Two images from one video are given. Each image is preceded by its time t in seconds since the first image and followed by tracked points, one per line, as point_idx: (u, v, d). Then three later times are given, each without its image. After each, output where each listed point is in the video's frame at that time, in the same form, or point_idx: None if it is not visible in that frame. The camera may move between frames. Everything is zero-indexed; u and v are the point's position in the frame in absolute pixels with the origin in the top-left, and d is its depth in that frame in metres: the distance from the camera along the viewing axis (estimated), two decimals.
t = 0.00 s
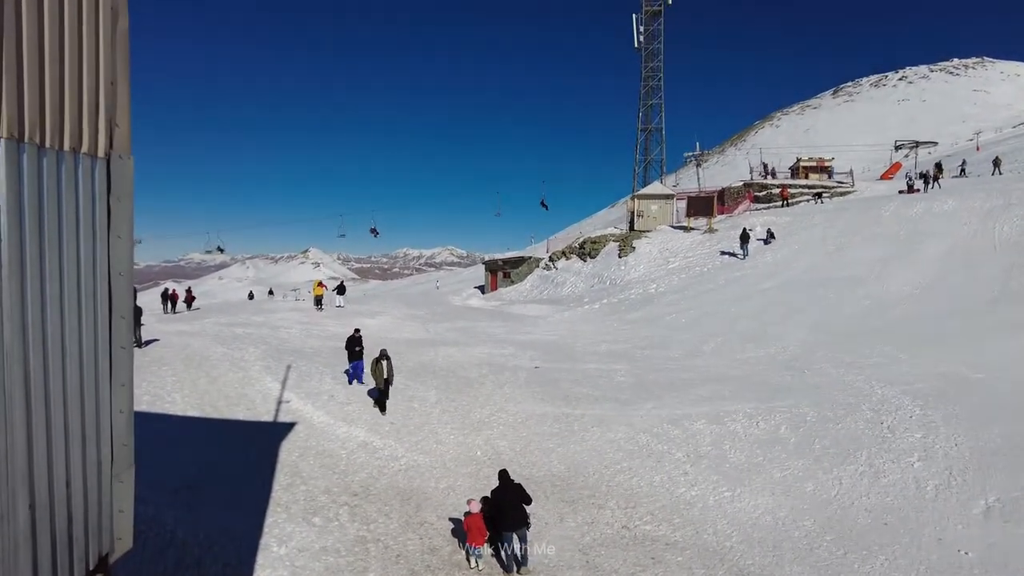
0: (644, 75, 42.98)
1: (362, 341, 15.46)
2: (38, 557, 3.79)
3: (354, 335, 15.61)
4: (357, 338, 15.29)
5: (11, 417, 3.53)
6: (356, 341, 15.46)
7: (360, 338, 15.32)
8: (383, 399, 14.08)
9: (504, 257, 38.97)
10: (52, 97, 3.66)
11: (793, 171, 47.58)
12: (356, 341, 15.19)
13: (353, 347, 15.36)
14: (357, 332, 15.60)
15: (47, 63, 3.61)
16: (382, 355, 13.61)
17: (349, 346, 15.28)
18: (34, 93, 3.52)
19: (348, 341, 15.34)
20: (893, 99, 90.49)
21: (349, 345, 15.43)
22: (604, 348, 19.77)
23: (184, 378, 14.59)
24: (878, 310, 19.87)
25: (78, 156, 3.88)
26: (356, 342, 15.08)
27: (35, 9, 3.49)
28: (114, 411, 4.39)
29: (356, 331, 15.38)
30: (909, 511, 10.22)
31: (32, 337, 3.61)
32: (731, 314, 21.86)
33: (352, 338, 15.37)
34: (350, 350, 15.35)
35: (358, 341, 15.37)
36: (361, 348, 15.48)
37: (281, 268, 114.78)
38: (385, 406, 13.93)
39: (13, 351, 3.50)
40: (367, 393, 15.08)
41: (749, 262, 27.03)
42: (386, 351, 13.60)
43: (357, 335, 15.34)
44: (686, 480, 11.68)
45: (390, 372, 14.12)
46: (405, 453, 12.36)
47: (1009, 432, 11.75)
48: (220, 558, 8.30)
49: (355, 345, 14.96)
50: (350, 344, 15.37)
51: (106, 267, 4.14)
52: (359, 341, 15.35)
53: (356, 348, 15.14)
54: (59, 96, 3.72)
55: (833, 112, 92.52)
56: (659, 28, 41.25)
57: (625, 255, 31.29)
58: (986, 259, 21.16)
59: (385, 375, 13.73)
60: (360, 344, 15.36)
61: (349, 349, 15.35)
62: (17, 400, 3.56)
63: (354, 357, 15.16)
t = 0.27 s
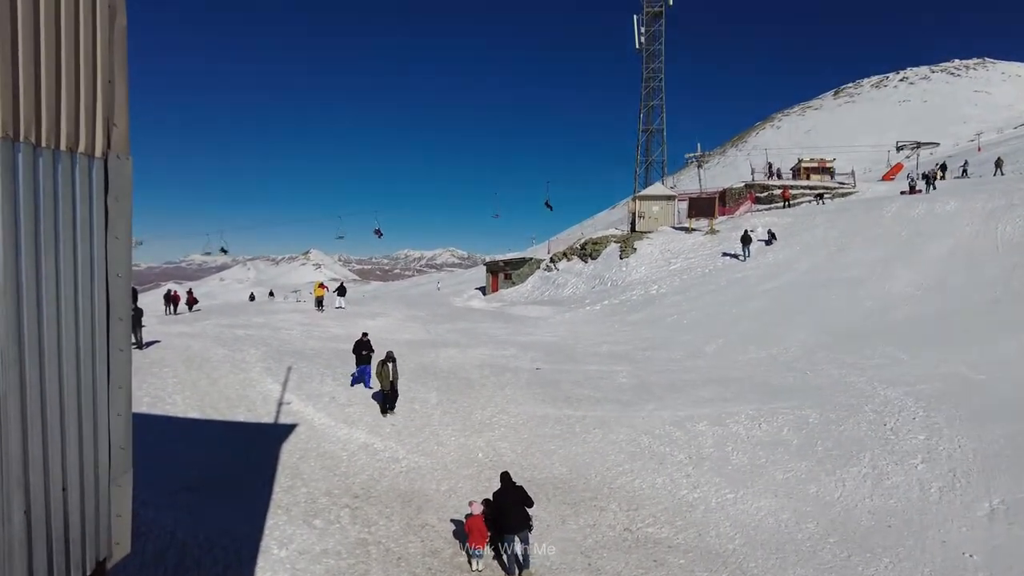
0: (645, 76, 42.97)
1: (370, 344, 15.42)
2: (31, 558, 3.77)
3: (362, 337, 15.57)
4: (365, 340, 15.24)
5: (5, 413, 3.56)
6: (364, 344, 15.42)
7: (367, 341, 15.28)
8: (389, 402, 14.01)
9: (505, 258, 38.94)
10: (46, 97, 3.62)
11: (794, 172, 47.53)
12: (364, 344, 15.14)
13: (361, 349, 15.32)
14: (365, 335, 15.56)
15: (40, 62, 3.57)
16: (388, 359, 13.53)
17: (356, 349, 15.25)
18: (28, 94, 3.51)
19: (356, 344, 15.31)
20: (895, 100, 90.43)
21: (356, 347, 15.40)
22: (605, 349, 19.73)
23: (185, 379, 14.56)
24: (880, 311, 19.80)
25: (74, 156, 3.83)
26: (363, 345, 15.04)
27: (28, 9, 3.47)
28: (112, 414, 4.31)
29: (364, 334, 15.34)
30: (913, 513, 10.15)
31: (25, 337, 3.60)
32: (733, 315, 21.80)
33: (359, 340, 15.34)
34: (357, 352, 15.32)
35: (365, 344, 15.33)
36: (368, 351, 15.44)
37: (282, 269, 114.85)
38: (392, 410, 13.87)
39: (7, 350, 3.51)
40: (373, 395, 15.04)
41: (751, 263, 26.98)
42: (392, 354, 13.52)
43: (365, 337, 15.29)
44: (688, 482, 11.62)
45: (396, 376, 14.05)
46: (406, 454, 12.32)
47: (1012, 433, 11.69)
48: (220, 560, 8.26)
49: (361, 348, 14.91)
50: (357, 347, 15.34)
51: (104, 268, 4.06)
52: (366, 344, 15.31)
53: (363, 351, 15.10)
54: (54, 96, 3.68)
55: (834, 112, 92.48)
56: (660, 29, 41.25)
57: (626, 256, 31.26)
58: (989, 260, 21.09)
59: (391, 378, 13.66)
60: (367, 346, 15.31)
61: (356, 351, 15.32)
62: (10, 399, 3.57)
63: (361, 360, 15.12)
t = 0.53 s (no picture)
0: (646, 77, 42.97)
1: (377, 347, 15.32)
2: (29, 564, 3.74)
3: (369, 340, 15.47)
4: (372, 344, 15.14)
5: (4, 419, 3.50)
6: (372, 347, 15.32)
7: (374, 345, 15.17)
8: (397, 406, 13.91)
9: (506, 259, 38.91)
10: (45, 97, 3.62)
11: (795, 173, 47.50)
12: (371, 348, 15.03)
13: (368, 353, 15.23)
14: (372, 338, 15.47)
15: (40, 63, 3.57)
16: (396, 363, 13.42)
17: (363, 352, 15.15)
18: (27, 93, 3.48)
19: (362, 347, 15.21)
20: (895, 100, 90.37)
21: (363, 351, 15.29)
22: (606, 351, 19.69)
23: (185, 381, 14.55)
24: (882, 312, 19.76)
25: (72, 158, 3.83)
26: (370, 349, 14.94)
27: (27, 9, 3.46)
28: (110, 417, 4.34)
29: (371, 337, 15.24)
30: (915, 515, 10.11)
31: (23, 341, 3.57)
32: (734, 317, 21.76)
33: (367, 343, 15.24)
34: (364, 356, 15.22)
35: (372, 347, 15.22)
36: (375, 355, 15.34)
37: (283, 271, 114.85)
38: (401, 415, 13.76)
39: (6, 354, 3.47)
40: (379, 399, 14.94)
41: (752, 265, 26.94)
42: (401, 358, 13.41)
43: (372, 341, 15.19)
44: (690, 484, 11.59)
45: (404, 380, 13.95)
46: (407, 456, 12.30)
47: (1015, 435, 11.64)
48: (220, 562, 8.24)
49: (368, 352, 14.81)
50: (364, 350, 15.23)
51: (102, 270, 4.09)
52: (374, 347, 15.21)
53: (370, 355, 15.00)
54: (53, 96, 3.69)
55: (835, 113, 92.41)
56: (661, 30, 41.24)
57: (627, 257, 31.23)
58: (990, 260, 21.05)
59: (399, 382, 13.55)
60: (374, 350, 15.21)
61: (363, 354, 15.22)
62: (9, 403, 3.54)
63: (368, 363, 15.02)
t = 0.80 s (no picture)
0: (648, 79, 42.97)
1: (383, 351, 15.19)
2: (22, 568, 3.74)
3: (374, 344, 15.32)
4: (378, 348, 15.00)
5: None
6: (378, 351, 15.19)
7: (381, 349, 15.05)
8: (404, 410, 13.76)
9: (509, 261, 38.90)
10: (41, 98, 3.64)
11: (798, 174, 47.41)
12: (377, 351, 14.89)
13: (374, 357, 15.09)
14: (377, 342, 15.34)
15: (36, 65, 3.60)
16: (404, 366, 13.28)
17: (370, 356, 15.01)
18: (20, 95, 3.48)
19: (368, 351, 15.07)
20: (898, 101, 90.17)
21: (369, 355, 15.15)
22: (609, 353, 19.65)
23: (187, 383, 14.57)
24: (885, 313, 19.69)
25: (68, 160, 3.83)
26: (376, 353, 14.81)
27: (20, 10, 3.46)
28: (107, 420, 4.35)
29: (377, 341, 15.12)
30: (918, 518, 10.06)
31: (16, 344, 3.56)
32: (737, 318, 21.71)
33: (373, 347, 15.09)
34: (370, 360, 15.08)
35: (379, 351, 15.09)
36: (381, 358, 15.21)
37: (286, 273, 115.02)
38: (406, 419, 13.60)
39: None
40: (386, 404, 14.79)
41: (754, 266, 26.88)
42: (409, 361, 13.27)
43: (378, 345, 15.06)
44: (692, 486, 11.56)
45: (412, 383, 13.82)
46: (408, 458, 12.29)
47: (1019, 437, 11.57)
48: (221, 565, 8.24)
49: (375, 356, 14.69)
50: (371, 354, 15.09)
51: (98, 273, 4.10)
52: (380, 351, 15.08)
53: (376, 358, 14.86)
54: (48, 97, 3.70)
55: (838, 114, 92.23)
56: (663, 32, 41.23)
57: (630, 259, 31.19)
58: (994, 262, 20.96)
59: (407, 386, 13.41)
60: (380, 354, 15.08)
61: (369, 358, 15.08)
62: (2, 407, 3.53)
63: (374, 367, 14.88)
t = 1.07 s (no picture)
0: (652, 80, 42.94)
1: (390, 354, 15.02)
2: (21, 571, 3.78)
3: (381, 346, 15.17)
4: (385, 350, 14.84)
5: None
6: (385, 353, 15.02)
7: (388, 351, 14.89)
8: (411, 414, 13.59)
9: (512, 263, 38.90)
10: (39, 100, 3.67)
11: (802, 175, 47.28)
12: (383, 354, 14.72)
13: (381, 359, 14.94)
14: (384, 344, 15.19)
15: (35, 67, 3.63)
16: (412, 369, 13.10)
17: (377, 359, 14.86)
18: (21, 96, 3.51)
19: (375, 354, 14.92)
20: (904, 102, 89.80)
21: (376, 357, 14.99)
22: (612, 354, 19.62)
23: (191, 384, 14.62)
24: (890, 314, 19.59)
25: (66, 161, 3.87)
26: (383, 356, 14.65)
27: (19, 13, 3.51)
28: (105, 421, 4.39)
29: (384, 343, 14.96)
30: (923, 520, 9.99)
31: (14, 347, 3.58)
32: (740, 320, 21.64)
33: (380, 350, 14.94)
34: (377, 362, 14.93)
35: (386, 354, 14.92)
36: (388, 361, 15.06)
37: (290, 274, 115.37)
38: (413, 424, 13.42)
39: None
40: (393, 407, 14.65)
41: (758, 267, 26.79)
42: (417, 364, 13.11)
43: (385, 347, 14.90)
44: (695, 488, 11.52)
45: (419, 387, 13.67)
46: (410, 459, 12.29)
47: None
48: (224, 566, 8.27)
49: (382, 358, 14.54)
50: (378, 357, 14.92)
51: (96, 274, 4.15)
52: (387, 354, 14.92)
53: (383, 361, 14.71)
54: (46, 99, 3.72)
55: (843, 115, 91.90)
56: (667, 33, 41.21)
57: (633, 260, 31.14)
58: (999, 262, 20.83)
59: (414, 390, 13.24)
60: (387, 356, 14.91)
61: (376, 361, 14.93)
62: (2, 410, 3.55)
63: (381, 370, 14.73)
